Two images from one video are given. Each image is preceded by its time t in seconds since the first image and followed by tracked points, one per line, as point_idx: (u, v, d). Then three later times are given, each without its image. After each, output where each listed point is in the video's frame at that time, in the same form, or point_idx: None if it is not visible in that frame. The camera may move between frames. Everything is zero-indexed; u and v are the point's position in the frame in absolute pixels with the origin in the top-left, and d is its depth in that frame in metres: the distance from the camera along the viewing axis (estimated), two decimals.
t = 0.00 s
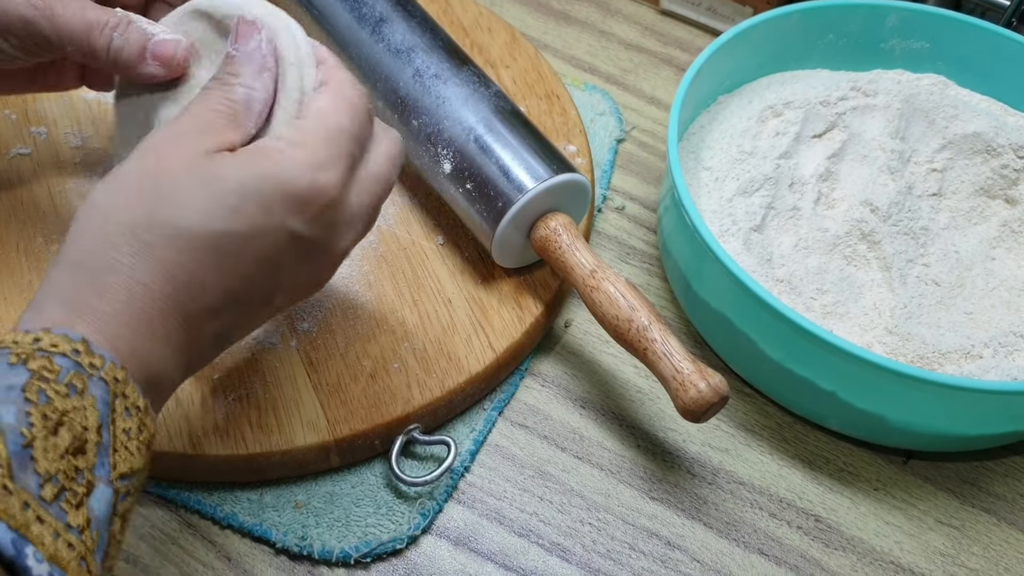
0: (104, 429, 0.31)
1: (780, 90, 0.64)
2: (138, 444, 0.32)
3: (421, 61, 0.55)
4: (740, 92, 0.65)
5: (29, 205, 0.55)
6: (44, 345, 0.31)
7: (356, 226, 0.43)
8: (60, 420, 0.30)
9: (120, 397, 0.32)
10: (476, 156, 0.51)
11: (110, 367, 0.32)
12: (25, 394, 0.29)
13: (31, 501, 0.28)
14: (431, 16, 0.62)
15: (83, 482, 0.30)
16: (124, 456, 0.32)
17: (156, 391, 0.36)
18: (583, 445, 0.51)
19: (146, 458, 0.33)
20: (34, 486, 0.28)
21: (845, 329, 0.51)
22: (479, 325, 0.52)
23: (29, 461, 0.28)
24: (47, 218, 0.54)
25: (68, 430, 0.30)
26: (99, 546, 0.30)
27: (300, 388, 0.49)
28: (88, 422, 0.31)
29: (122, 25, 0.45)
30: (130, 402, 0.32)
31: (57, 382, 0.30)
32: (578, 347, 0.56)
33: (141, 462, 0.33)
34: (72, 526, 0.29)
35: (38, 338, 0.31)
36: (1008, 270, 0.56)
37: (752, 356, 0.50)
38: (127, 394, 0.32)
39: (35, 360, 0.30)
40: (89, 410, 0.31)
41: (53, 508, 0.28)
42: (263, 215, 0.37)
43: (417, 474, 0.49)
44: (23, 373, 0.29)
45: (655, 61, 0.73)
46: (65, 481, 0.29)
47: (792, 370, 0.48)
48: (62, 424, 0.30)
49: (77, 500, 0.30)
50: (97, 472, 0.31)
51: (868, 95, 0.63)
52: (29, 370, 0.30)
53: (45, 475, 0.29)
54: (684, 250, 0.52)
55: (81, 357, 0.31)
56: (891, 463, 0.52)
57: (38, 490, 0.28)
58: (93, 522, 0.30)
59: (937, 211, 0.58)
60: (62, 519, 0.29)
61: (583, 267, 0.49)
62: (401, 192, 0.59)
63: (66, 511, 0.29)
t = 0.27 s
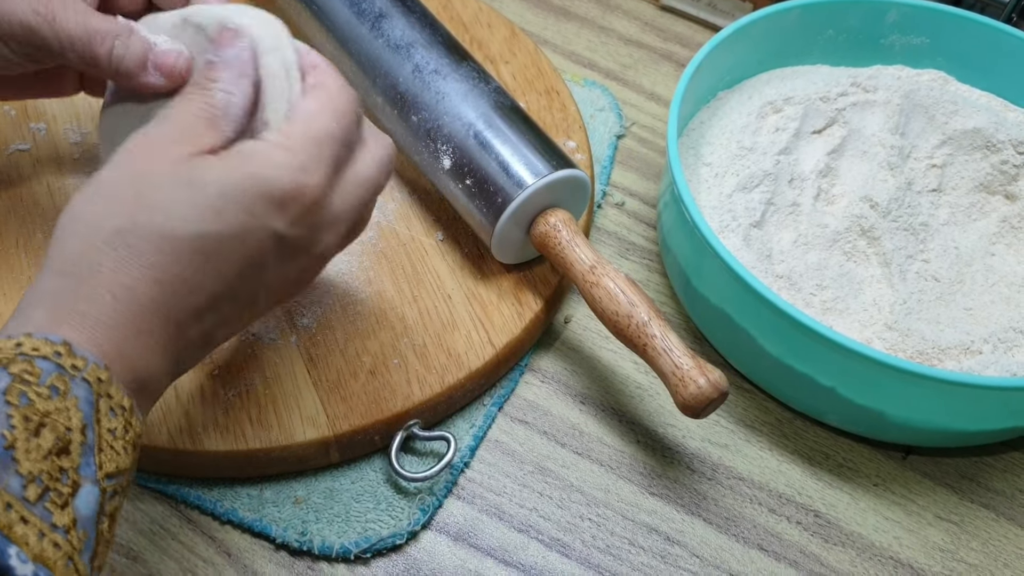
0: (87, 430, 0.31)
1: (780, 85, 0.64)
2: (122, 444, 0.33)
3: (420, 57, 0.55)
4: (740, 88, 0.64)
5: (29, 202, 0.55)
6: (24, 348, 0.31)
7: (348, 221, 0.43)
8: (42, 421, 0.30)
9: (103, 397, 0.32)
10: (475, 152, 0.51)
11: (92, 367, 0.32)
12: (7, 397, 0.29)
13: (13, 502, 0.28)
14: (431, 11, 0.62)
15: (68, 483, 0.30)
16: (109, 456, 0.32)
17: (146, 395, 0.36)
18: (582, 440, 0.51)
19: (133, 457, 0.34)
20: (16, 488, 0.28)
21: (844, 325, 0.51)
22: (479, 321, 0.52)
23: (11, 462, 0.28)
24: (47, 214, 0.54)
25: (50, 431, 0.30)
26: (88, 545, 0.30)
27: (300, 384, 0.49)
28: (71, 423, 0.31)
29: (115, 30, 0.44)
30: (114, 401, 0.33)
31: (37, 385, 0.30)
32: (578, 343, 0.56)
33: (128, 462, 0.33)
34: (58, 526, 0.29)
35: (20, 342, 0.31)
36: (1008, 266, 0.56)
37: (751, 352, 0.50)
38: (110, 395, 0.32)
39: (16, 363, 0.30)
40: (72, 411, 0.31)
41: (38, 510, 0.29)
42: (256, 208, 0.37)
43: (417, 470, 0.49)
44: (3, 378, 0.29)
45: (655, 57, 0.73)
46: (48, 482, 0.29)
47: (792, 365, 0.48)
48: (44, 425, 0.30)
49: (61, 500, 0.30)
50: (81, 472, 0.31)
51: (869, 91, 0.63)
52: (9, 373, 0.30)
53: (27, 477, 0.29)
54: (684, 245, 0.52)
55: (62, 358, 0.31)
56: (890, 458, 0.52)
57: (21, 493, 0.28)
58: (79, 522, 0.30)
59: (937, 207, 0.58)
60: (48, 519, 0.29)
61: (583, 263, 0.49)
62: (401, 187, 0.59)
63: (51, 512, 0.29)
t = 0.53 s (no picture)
0: (85, 426, 0.31)
1: (780, 86, 0.64)
2: (121, 440, 0.32)
3: (420, 57, 0.55)
4: (740, 88, 0.64)
5: (28, 202, 0.55)
6: (22, 345, 0.31)
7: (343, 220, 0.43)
8: (38, 417, 0.30)
9: (102, 393, 0.32)
10: (475, 152, 0.51)
11: (90, 364, 0.32)
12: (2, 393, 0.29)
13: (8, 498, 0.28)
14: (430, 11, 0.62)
15: (67, 478, 0.30)
16: (109, 452, 0.32)
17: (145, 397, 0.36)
18: (582, 441, 0.51)
19: (135, 453, 0.33)
20: (12, 483, 0.28)
21: (844, 325, 0.51)
22: (478, 321, 0.52)
23: (5, 458, 0.28)
24: (47, 214, 0.54)
25: (47, 427, 0.30)
26: (87, 541, 0.30)
27: (299, 384, 0.49)
28: (68, 418, 0.31)
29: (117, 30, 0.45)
30: (113, 398, 0.32)
31: (33, 381, 0.30)
32: (578, 343, 0.56)
33: (128, 458, 0.33)
34: (56, 522, 0.29)
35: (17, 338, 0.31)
36: (1008, 266, 0.56)
37: (751, 352, 0.50)
38: (110, 390, 0.32)
39: (13, 359, 0.30)
40: (69, 407, 0.31)
41: (35, 506, 0.28)
42: (256, 210, 0.37)
43: (417, 470, 0.49)
44: None
45: (655, 57, 0.73)
46: (47, 478, 0.29)
47: (791, 366, 0.48)
48: (41, 421, 0.30)
49: (60, 496, 0.29)
50: (80, 468, 0.31)
51: (868, 92, 0.63)
52: (6, 369, 0.30)
53: (24, 472, 0.28)
54: (684, 246, 0.52)
55: (59, 354, 0.31)
56: (890, 459, 0.52)
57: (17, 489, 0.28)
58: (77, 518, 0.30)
59: (937, 207, 0.58)
60: (44, 516, 0.28)
61: (583, 264, 0.49)
62: (401, 188, 0.59)
63: (49, 508, 0.29)
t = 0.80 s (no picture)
0: (75, 431, 0.31)
1: (780, 89, 0.64)
2: (114, 445, 0.33)
3: (420, 60, 0.55)
4: (740, 91, 0.65)
5: (29, 205, 0.55)
6: (9, 351, 0.31)
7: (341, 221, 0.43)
8: (26, 423, 0.30)
9: (91, 397, 0.32)
10: (475, 155, 0.51)
11: (79, 367, 0.32)
12: None
13: None
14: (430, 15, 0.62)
15: (57, 484, 0.31)
16: (99, 457, 0.32)
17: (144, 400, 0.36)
18: (582, 444, 0.51)
19: (129, 456, 0.34)
20: None
21: (844, 329, 0.51)
22: (478, 324, 0.52)
23: None
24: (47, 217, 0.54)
25: (35, 432, 0.30)
26: (79, 547, 0.31)
27: (299, 387, 0.49)
28: (57, 424, 0.31)
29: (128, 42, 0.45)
30: (104, 401, 0.32)
31: (20, 386, 0.30)
32: (577, 346, 0.56)
33: (122, 462, 0.33)
34: (45, 529, 0.30)
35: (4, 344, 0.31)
36: (1008, 269, 0.56)
37: (751, 356, 0.50)
38: (100, 395, 0.32)
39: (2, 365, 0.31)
40: (57, 412, 0.31)
41: (23, 513, 0.29)
42: (256, 213, 0.37)
43: (416, 473, 0.49)
44: None
45: (655, 61, 0.73)
46: (35, 483, 0.30)
47: (791, 369, 0.48)
48: (28, 427, 0.30)
49: (49, 502, 0.30)
50: (69, 473, 0.31)
51: (868, 95, 0.63)
52: None
53: (12, 479, 0.29)
54: (684, 249, 0.52)
55: (48, 359, 0.31)
56: (890, 462, 0.52)
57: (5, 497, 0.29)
58: (69, 524, 0.31)
59: (936, 211, 0.58)
60: (33, 522, 0.29)
61: (582, 267, 0.49)
62: (401, 191, 0.59)
63: (37, 514, 0.30)
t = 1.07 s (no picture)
0: (75, 445, 0.31)
1: (780, 93, 0.64)
2: (114, 459, 0.33)
3: (420, 64, 0.55)
4: (740, 95, 0.65)
5: (29, 207, 0.55)
6: (12, 364, 0.31)
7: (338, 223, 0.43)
8: (27, 436, 0.30)
9: (92, 412, 0.32)
10: (475, 159, 0.51)
11: (80, 382, 0.32)
12: None
13: None
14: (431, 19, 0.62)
15: (57, 499, 0.30)
16: (99, 472, 0.32)
17: (144, 404, 0.36)
18: (581, 447, 0.51)
19: (129, 471, 0.33)
20: None
21: (844, 333, 0.51)
22: (478, 327, 0.52)
23: None
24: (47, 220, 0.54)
25: (36, 446, 0.30)
26: (77, 562, 0.31)
27: (299, 390, 0.49)
28: (57, 438, 0.31)
29: (130, 52, 0.45)
30: (104, 416, 0.32)
31: (22, 400, 0.30)
32: (577, 350, 0.56)
33: (123, 475, 0.33)
34: (43, 544, 0.30)
35: (7, 357, 0.31)
36: (1008, 274, 0.56)
37: (751, 360, 0.50)
38: (101, 409, 0.32)
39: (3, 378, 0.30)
40: (58, 426, 0.31)
41: (22, 528, 0.29)
42: (257, 217, 0.37)
43: (416, 477, 0.49)
44: None
45: (655, 65, 0.73)
46: (34, 498, 0.30)
47: (792, 373, 0.48)
48: (30, 440, 0.30)
49: (48, 517, 0.30)
50: (69, 488, 0.31)
51: (868, 99, 0.63)
52: None
53: (11, 493, 0.29)
54: (684, 253, 0.52)
55: (50, 373, 0.31)
56: (889, 466, 0.52)
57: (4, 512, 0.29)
58: (68, 538, 0.31)
59: (937, 215, 0.58)
60: (31, 537, 0.29)
61: (583, 270, 0.49)
62: (401, 194, 0.59)
63: (36, 529, 0.30)
